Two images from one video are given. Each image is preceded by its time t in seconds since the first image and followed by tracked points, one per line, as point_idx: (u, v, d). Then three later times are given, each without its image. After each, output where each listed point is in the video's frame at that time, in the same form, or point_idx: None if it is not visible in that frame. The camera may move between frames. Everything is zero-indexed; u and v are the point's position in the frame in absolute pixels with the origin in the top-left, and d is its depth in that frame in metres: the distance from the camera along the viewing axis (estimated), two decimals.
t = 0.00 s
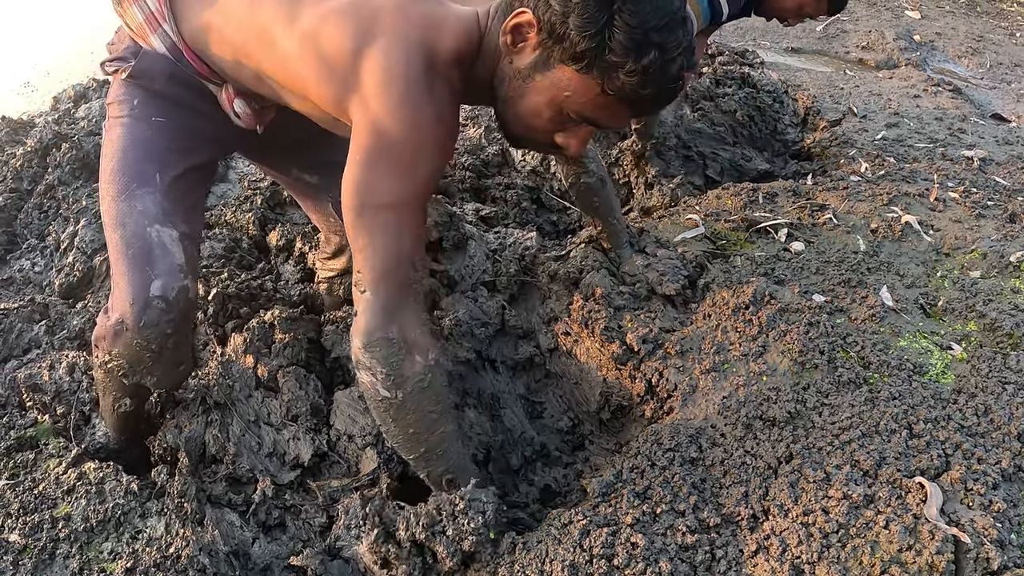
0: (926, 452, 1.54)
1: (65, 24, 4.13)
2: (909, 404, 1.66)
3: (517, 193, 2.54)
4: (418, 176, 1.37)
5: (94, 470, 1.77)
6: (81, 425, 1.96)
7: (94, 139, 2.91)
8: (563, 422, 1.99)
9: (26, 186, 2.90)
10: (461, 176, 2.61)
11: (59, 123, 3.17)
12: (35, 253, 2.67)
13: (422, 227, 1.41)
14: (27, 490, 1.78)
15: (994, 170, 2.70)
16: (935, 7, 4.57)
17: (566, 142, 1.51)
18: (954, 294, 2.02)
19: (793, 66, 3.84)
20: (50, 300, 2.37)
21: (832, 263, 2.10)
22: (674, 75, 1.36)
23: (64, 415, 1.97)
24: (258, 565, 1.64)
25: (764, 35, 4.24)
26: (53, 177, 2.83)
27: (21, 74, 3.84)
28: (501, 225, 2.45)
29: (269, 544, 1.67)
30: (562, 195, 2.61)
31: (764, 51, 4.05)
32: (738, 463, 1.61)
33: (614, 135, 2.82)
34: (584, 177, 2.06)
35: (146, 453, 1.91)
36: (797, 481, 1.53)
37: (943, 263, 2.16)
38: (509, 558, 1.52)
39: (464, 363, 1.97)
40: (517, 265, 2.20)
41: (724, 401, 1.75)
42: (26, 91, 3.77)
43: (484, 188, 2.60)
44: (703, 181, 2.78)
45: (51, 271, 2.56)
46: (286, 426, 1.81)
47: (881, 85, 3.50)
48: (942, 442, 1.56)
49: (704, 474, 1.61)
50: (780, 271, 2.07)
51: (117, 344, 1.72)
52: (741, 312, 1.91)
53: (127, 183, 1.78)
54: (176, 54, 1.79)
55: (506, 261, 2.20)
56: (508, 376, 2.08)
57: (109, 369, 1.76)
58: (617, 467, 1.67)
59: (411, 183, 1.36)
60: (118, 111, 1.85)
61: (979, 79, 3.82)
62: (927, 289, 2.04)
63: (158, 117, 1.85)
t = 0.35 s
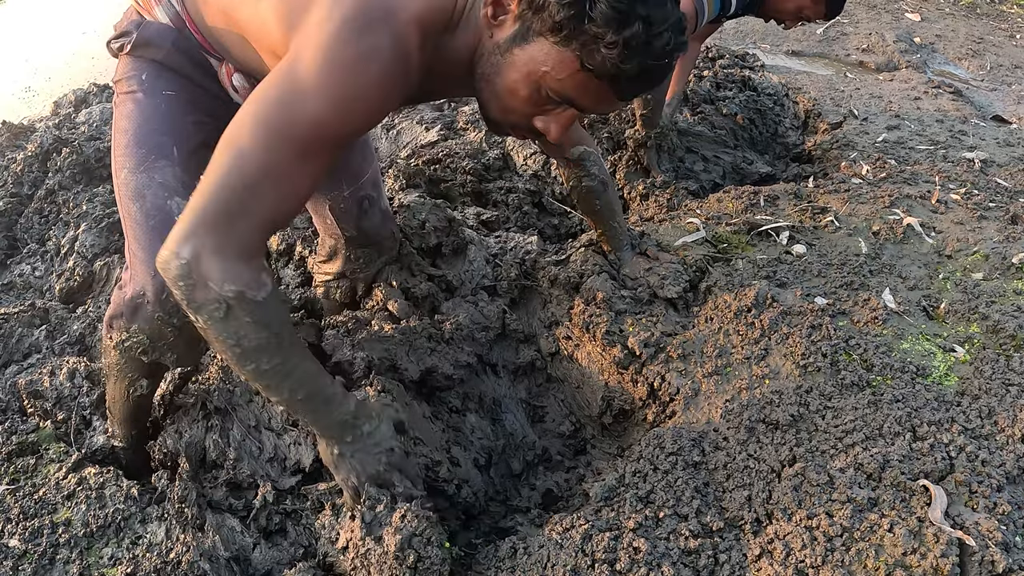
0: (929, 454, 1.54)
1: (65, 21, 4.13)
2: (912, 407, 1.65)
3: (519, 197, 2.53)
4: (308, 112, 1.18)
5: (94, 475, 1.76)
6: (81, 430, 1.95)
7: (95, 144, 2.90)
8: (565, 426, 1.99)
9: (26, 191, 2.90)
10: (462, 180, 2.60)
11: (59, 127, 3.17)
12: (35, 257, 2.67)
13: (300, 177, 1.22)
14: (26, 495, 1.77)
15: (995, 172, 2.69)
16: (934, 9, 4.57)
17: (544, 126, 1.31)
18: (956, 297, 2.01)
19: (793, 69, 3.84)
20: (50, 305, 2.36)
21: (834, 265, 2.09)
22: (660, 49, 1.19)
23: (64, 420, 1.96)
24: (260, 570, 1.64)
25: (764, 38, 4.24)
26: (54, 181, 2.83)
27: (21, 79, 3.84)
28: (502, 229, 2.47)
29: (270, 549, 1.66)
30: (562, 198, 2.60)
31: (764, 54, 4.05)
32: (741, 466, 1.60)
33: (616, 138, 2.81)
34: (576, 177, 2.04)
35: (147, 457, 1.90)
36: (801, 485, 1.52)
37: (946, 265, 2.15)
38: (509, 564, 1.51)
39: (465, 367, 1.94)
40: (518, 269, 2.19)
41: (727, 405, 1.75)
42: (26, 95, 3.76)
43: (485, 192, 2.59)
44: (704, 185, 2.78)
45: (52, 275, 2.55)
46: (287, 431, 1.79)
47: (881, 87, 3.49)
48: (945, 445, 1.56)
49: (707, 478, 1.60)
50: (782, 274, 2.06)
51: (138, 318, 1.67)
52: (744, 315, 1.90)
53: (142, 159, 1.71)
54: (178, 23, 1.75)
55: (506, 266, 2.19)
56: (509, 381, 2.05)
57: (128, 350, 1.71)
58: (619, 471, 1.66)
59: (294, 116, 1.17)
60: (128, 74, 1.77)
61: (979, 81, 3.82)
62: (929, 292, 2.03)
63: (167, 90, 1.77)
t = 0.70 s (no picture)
0: (932, 458, 1.53)
1: (67, 15, 4.14)
2: (915, 411, 1.64)
3: (520, 202, 2.54)
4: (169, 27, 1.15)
5: (94, 479, 1.76)
6: (84, 435, 1.93)
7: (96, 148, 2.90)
8: (566, 430, 1.99)
9: (28, 196, 2.90)
10: (463, 184, 2.59)
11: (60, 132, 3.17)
12: (36, 261, 2.66)
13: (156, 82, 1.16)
14: (26, 500, 1.76)
15: (997, 174, 2.69)
16: (934, 12, 4.57)
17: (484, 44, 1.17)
18: (958, 300, 2.01)
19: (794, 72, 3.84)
20: (51, 309, 2.35)
21: (836, 269, 2.09)
22: None
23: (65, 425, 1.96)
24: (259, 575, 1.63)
25: (765, 41, 4.24)
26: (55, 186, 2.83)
27: (21, 83, 3.85)
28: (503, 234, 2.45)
29: (271, 554, 1.65)
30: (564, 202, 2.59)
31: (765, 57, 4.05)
32: (743, 470, 1.59)
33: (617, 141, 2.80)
34: (584, 125, 1.80)
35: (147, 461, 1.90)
36: (803, 489, 1.52)
37: (947, 269, 2.15)
38: (510, 569, 1.50)
39: (466, 372, 1.96)
40: (519, 274, 2.18)
41: (729, 409, 1.74)
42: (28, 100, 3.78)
43: (486, 197, 2.59)
44: (705, 189, 2.77)
45: (52, 280, 2.55)
46: (287, 436, 1.79)
47: (882, 90, 3.49)
48: (948, 448, 1.56)
49: (709, 483, 1.59)
50: (784, 277, 2.05)
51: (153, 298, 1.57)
52: (745, 319, 1.90)
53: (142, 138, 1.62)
54: None
55: (507, 270, 2.18)
56: (510, 385, 2.07)
57: (142, 336, 1.61)
58: (620, 476, 1.65)
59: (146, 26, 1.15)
60: (116, 10, 1.56)
61: (979, 84, 3.82)
62: (931, 295, 2.03)
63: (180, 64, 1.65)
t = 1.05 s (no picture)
0: (930, 463, 1.54)
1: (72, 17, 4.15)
2: (913, 416, 1.65)
3: (521, 205, 2.56)
4: None
5: (96, 479, 1.77)
6: (87, 437, 1.92)
7: (100, 148, 2.91)
8: (566, 434, 1.99)
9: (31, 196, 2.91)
10: (465, 187, 2.61)
11: (63, 131, 3.18)
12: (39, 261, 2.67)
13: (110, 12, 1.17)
14: (28, 499, 1.77)
15: (997, 180, 2.70)
16: (937, 17, 4.58)
17: None
18: (957, 306, 2.01)
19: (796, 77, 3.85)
20: (53, 309, 2.37)
21: (835, 274, 2.10)
22: None
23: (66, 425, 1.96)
24: None
25: (767, 45, 4.25)
26: (58, 186, 2.84)
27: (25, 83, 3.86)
28: (504, 237, 2.47)
29: (271, 555, 1.66)
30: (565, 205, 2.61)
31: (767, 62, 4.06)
32: (740, 475, 1.60)
33: (619, 143, 2.81)
34: (533, 115, 1.85)
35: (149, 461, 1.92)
36: (800, 494, 1.53)
37: (947, 275, 2.16)
38: (508, 571, 1.51)
39: (467, 375, 1.97)
40: (521, 277, 2.22)
41: (727, 414, 1.74)
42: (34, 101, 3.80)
43: (488, 200, 2.61)
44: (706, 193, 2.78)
45: (55, 279, 2.56)
46: (289, 438, 1.78)
47: (884, 95, 3.50)
48: (946, 453, 1.57)
49: (707, 486, 1.60)
50: (783, 282, 2.06)
51: (126, 188, 1.38)
52: (745, 324, 1.92)
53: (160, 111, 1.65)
54: None
55: (509, 274, 2.21)
56: (510, 388, 2.07)
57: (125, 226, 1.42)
58: (618, 478, 1.65)
59: None
60: None
61: (981, 89, 3.83)
62: (930, 301, 2.04)
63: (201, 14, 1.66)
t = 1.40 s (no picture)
0: (922, 465, 1.56)
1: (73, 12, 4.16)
2: (906, 418, 1.67)
3: (520, 203, 2.57)
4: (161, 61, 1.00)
5: (95, 473, 1.79)
6: (86, 430, 1.93)
7: (100, 143, 2.92)
8: (562, 432, 2.00)
9: (32, 190, 2.92)
10: (464, 185, 2.62)
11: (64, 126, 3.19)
12: (39, 255, 2.69)
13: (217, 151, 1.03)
14: (27, 492, 1.79)
15: (995, 184, 2.71)
16: (937, 19, 4.59)
17: None
18: (952, 308, 2.03)
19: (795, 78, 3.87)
20: (53, 303, 2.38)
21: (831, 275, 2.11)
22: None
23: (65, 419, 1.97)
24: (257, 569, 1.65)
25: (767, 45, 4.26)
26: (59, 181, 2.84)
27: (27, 76, 3.87)
28: (502, 235, 2.49)
29: (268, 548, 1.67)
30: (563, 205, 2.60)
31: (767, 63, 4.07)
32: (734, 473, 1.59)
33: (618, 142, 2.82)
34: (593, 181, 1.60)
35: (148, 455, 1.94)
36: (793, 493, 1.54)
37: (943, 278, 2.18)
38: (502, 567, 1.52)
39: (467, 371, 2.00)
40: (518, 275, 2.21)
41: (722, 412, 1.75)
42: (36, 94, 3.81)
43: (487, 199, 2.62)
44: (705, 194, 2.80)
45: (55, 273, 2.57)
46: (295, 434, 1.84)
47: (883, 97, 3.51)
48: (938, 455, 1.59)
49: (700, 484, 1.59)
50: (780, 283, 2.07)
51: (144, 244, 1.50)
52: (740, 324, 1.94)
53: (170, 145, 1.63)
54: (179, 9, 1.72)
55: (506, 272, 2.21)
56: (507, 386, 2.08)
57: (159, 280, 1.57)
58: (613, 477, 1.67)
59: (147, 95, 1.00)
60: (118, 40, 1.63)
61: (981, 93, 3.84)
62: (925, 303, 2.05)
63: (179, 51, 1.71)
